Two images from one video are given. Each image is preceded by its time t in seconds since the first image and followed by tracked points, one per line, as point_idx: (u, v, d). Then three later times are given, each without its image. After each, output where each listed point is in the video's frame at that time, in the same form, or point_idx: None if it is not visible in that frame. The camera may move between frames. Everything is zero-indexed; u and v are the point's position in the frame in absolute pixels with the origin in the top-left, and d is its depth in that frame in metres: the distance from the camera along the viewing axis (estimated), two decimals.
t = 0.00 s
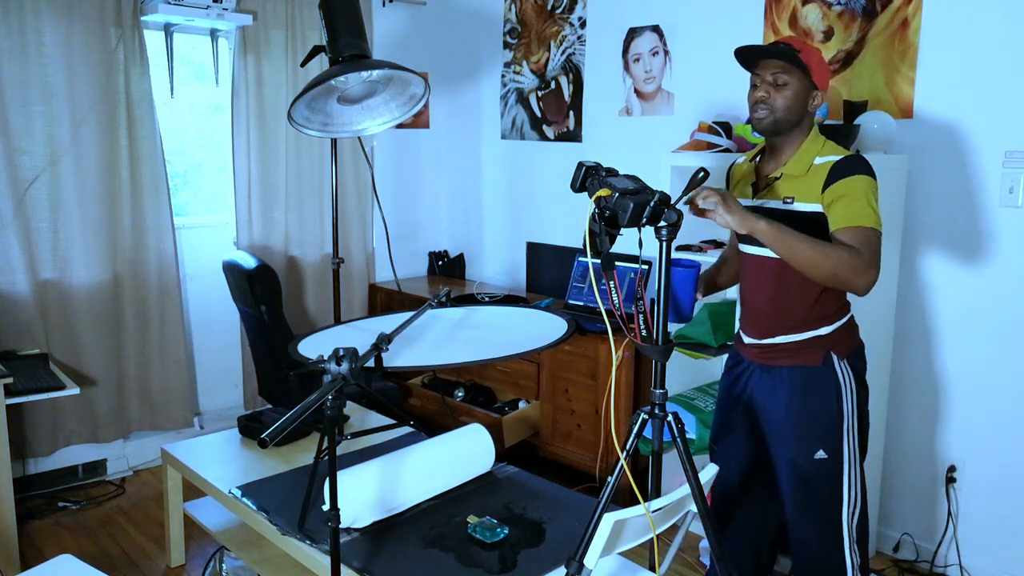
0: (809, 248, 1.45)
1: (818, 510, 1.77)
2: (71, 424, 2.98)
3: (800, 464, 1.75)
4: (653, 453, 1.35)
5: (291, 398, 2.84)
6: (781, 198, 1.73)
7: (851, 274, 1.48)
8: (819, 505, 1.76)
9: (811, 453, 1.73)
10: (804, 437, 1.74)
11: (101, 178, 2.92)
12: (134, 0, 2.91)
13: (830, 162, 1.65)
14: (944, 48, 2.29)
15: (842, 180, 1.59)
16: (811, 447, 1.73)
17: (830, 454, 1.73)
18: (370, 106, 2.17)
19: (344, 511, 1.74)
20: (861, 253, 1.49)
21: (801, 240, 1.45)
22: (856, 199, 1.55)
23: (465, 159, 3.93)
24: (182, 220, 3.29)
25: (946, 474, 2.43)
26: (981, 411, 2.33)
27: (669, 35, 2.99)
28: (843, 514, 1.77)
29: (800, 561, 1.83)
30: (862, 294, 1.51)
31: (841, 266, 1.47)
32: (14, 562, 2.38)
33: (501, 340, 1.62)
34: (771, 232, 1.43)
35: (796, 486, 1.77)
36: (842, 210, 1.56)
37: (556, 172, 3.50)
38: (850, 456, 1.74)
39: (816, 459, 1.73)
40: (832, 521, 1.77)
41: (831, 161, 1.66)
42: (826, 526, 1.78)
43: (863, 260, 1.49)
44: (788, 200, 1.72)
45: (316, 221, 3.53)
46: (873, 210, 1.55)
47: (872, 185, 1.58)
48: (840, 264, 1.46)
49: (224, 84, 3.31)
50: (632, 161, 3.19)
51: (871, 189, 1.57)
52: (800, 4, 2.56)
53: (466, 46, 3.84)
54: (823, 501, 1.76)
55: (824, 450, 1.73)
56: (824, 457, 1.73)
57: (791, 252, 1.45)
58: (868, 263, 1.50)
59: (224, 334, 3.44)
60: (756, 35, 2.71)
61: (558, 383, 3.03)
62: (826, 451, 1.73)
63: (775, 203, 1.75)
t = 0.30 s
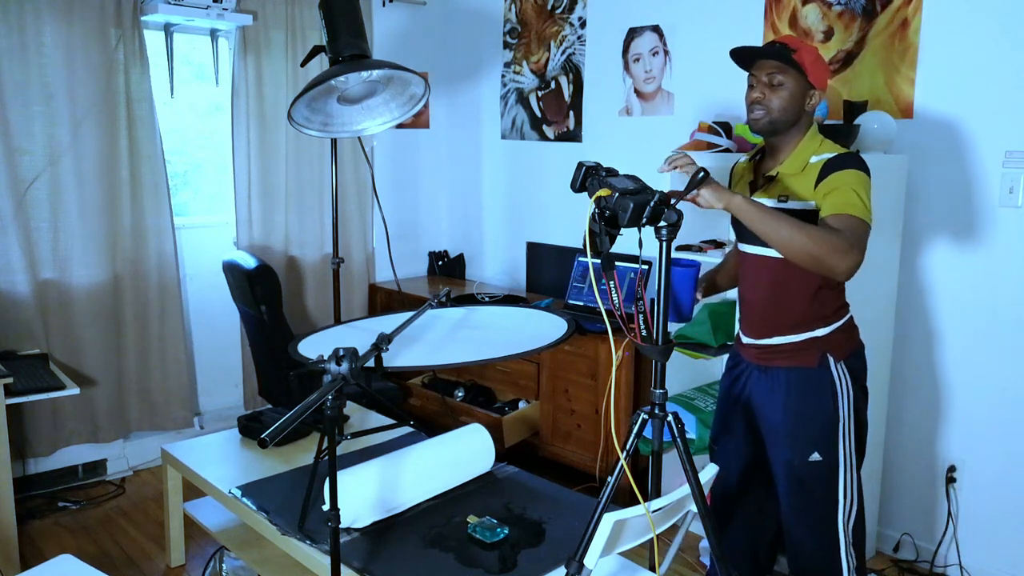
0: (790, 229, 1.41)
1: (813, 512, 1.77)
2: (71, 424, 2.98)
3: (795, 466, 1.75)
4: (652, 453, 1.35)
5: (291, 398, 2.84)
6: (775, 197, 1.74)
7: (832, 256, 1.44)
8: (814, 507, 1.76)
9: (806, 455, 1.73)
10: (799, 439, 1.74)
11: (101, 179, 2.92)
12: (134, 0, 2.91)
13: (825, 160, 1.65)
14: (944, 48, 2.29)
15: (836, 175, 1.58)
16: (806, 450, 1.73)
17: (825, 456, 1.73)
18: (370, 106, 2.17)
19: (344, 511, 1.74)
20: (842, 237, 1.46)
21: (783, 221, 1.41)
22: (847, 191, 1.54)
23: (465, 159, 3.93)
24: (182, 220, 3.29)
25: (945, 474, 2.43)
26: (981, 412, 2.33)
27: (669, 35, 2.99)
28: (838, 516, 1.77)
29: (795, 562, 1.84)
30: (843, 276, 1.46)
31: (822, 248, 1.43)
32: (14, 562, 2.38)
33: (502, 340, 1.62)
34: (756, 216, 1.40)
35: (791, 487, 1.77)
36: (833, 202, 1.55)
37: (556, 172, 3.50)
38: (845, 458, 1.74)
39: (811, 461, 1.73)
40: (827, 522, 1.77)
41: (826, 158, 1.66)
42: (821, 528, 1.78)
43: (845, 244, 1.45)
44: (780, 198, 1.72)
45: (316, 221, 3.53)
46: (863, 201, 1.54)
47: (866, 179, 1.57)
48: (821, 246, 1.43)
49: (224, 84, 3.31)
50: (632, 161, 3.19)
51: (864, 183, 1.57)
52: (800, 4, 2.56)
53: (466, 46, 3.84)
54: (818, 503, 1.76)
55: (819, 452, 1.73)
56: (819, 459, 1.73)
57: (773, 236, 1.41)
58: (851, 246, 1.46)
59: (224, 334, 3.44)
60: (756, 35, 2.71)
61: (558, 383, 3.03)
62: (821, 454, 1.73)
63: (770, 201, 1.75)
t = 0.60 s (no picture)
0: (767, 221, 1.38)
1: (813, 513, 1.77)
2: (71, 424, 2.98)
3: (794, 466, 1.75)
4: (652, 453, 1.35)
5: (291, 398, 2.84)
6: (771, 197, 1.73)
7: (812, 248, 1.40)
8: (814, 507, 1.76)
9: (806, 456, 1.73)
10: (799, 440, 1.73)
11: (101, 179, 2.92)
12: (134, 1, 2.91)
13: (819, 157, 1.65)
14: (944, 48, 2.29)
15: (828, 171, 1.58)
16: (806, 450, 1.73)
17: (825, 457, 1.73)
18: (370, 106, 2.17)
19: (344, 511, 1.74)
20: (820, 228, 1.43)
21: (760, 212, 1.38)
22: (838, 187, 1.53)
23: (464, 159, 3.93)
24: (182, 220, 3.29)
25: (946, 474, 2.43)
26: (982, 412, 2.33)
27: (669, 35, 2.99)
28: (837, 517, 1.76)
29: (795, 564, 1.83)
30: (821, 267, 1.43)
31: (800, 240, 1.39)
32: (14, 562, 2.38)
33: (502, 340, 1.62)
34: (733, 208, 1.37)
35: (791, 487, 1.77)
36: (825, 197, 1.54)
37: (556, 172, 3.50)
38: (845, 459, 1.74)
39: (810, 462, 1.73)
40: (827, 522, 1.77)
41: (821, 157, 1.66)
42: (821, 528, 1.78)
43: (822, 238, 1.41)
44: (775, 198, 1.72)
45: (316, 221, 3.53)
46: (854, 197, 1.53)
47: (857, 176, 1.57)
48: (798, 236, 1.39)
49: (224, 83, 3.31)
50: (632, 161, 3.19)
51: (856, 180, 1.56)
52: (800, 4, 2.56)
53: (466, 46, 3.84)
54: (818, 504, 1.76)
55: (819, 454, 1.73)
56: (819, 460, 1.73)
57: (752, 227, 1.39)
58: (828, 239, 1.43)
59: (224, 334, 3.44)
60: (756, 35, 2.71)
61: (558, 383, 3.03)
62: (821, 454, 1.73)
63: (766, 200, 1.74)
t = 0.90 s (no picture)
0: (785, 237, 1.45)
1: (806, 513, 1.77)
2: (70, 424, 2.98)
3: (789, 466, 1.75)
4: (652, 453, 1.35)
5: (291, 398, 2.84)
6: (764, 195, 1.74)
7: (822, 265, 1.48)
8: (809, 508, 1.76)
9: (800, 456, 1.74)
10: (793, 440, 1.74)
11: (101, 178, 2.92)
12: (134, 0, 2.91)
13: (810, 157, 1.65)
14: (944, 48, 2.29)
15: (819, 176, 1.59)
16: (800, 450, 1.74)
17: (818, 457, 1.73)
18: (370, 106, 2.17)
19: (344, 511, 1.74)
20: (833, 248, 1.49)
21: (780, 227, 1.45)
22: (832, 193, 1.55)
23: (464, 159, 3.93)
24: (182, 220, 3.29)
25: (946, 474, 2.43)
26: (981, 412, 2.33)
27: (669, 35, 2.99)
28: (831, 517, 1.77)
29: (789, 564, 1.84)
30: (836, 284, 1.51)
31: (815, 258, 1.47)
32: (14, 562, 2.38)
33: (502, 340, 1.62)
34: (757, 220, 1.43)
35: (785, 487, 1.77)
36: (820, 206, 1.55)
37: (556, 172, 3.50)
38: (840, 460, 1.75)
39: (804, 462, 1.74)
40: (822, 523, 1.77)
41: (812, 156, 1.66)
42: (815, 529, 1.78)
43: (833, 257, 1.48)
44: (768, 197, 1.72)
45: (316, 221, 3.53)
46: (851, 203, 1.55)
47: (851, 178, 1.57)
48: (812, 255, 1.47)
49: (224, 83, 3.31)
50: (632, 162, 3.19)
51: (850, 182, 1.57)
52: (800, 4, 2.56)
53: (466, 46, 3.84)
54: (813, 505, 1.76)
55: (813, 453, 1.73)
56: (813, 460, 1.73)
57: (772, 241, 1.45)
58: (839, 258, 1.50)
59: (224, 334, 3.44)
60: (756, 35, 2.71)
61: (558, 383, 3.03)
62: (815, 455, 1.73)
63: (759, 199, 1.75)
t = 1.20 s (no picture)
0: (812, 279, 1.60)
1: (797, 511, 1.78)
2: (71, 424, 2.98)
3: (780, 464, 1.76)
4: (652, 453, 1.35)
5: (291, 398, 2.84)
6: (768, 199, 1.71)
7: (856, 289, 1.61)
8: (798, 506, 1.78)
9: (791, 453, 1.75)
10: (785, 437, 1.74)
11: (101, 178, 2.92)
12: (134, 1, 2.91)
13: (819, 166, 1.65)
14: (944, 48, 2.29)
15: (838, 188, 1.60)
16: (791, 448, 1.75)
17: (809, 455, 1.75)
18: (370, 106, 2.17)
19: (344, 511, 1.74)
20: (863, 270, 1.61)
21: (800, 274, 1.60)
22: (857, 210, 1.59)
23: (464, 159, 3.93)
24: (182, 220, 3.29)
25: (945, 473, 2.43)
26: (981, 412, 2.33)
27: (669, 35, 2.99)
28: (821, 515, 1.78)
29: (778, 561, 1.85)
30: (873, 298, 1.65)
31: (849, 285, 1.60)
32: (14, 562, 2.38)
33: (502, 340, 1.62)
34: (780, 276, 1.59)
35: (776, 485, 1.78)
36: (844, 223, 1.61)
37: (556, 172, 3.50)
38: (829, 457, 1.76)
39: (796, 459, 1.75)
40: (811, 520, 1.79)
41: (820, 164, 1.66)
42: (805, 526, 1.79)
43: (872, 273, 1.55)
44: (772, 203, 1.70)
45: (316, 221, 3.53)
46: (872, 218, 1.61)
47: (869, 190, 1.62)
48: (847, 284, 1.60)
49: (224, 83, 3.31)
50: (632, 162, 3.19)
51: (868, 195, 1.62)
52: (800, 4, 2.56)
53: (466, 46, 3.84)
54: (803, 502, 1.77)
55: (803, 451, 1.74)
56: (804, 457, 1.75)
57: (799, 289, 1.61)
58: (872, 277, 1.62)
59: (224, 334, 3.44)
60: (756, 35, 2.71)
61: (558, 383, 3.03)
62: (805, 452, 1.74)
63: (760, 204, 1.72)
